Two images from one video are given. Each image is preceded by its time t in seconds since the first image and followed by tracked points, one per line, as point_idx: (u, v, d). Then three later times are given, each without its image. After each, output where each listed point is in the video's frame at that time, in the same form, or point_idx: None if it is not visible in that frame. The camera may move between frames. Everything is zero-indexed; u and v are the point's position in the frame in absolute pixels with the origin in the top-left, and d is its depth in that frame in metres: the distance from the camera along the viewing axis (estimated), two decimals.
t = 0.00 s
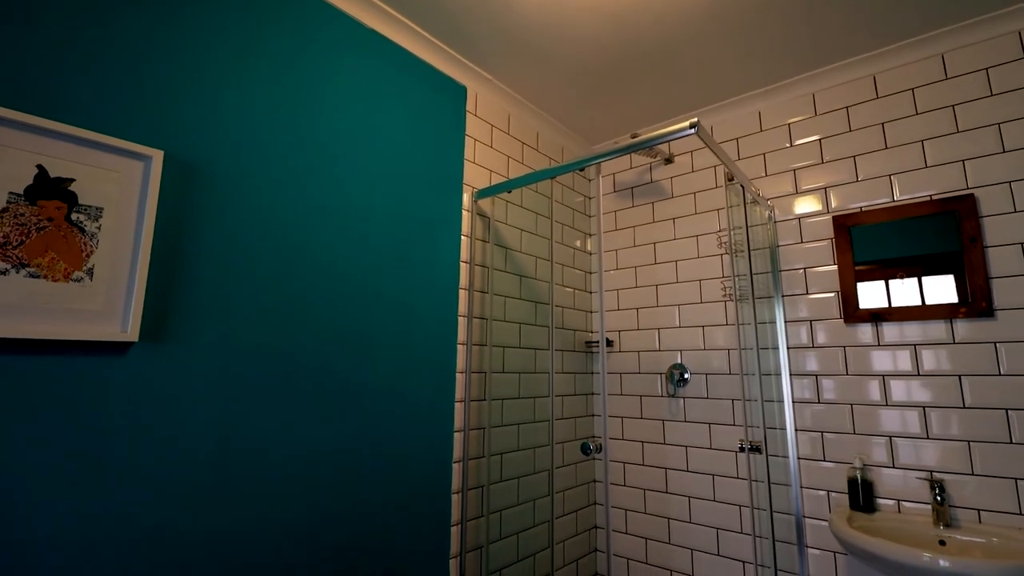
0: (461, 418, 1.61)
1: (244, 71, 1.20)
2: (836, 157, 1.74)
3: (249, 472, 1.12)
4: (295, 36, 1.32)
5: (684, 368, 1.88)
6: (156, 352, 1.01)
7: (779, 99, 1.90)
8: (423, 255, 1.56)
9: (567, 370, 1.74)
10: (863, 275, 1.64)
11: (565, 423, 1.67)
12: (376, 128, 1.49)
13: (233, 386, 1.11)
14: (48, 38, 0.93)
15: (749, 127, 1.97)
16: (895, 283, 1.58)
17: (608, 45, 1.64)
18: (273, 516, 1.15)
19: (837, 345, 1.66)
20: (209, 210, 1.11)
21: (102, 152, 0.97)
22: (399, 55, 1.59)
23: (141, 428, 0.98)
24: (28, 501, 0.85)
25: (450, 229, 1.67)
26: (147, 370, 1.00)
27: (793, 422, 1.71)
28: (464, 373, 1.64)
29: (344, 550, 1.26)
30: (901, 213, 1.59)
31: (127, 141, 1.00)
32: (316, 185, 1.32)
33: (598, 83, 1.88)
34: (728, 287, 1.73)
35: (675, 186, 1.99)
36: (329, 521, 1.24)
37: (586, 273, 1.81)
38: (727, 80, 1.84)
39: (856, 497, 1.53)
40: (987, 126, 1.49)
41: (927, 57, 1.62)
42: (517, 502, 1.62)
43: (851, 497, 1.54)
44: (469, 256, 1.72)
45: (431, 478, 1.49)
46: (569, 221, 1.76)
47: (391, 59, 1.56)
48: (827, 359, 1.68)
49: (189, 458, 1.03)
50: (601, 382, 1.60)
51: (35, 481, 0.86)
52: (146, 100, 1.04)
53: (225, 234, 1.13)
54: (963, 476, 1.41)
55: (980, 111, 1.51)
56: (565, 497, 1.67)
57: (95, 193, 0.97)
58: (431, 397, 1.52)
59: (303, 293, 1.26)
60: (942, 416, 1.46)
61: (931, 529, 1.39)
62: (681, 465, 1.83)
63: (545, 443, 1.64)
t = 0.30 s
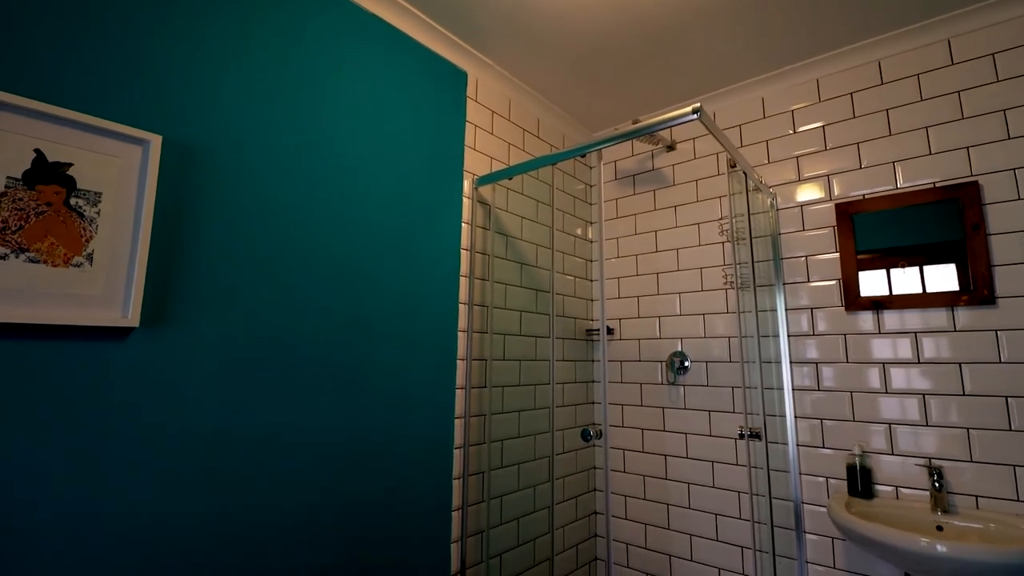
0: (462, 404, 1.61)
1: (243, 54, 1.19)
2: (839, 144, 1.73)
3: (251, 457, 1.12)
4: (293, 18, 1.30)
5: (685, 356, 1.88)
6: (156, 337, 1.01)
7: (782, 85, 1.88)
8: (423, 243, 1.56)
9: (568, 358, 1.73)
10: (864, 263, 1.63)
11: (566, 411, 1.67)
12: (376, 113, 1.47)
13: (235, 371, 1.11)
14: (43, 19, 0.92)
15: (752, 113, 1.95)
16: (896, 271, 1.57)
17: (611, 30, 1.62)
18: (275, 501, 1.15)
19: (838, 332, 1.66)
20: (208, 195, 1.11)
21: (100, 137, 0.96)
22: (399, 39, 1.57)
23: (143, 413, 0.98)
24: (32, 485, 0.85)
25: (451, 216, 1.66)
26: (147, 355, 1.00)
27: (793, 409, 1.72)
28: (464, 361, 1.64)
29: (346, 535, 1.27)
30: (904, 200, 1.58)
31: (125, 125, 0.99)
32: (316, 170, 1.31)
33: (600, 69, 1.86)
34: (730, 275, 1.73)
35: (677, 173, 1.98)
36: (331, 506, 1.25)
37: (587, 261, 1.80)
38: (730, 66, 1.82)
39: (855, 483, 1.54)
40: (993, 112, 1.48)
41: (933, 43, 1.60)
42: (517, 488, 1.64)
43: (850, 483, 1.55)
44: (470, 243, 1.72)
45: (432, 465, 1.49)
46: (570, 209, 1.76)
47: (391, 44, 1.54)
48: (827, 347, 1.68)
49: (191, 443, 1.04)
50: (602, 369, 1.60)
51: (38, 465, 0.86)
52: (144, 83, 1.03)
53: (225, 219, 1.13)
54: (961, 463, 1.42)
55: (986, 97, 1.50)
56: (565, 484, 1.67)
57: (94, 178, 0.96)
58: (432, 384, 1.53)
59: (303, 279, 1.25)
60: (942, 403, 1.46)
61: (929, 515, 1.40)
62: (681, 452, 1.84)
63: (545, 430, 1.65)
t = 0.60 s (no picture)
0: (462, 392, 1.62)
1: (240, 38, 1.17)
2: (841, 131, 1.72)
3: (252, 443, 1.13)
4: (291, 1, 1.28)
5: (684, 344, 1.88)
6: (155, 324, 1.01)
7: (785, 72, 1.86)
8: (423, 230, 1.55)
9: (569, 346, 1.72)
10: (865, 251, 1.63)
11: (566, 399, 1.66)
12: (375, 99, 1.46)
13: (235, 358, 1.12)
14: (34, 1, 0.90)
15: (754, 100, 1.93)
16: (896, 260, 1.57)
17: (612, 15, 1.60)
18: (276, 487, 1.16)
19: (837, 321, 1.66)
20: (206, 181, 1.10)
21: (96, 122, 0.95)
22: (397, 24, 1.55)
23: (143, 399, 0.98)
24: (33, 471, 0.86)
25: (451, 204, 1.65)
26: (147, 341, 1.00)
27: (792, 397, 1.73)
28: (464, 348, 1.65)
29: (347, 520, 1.28)
30: (906, 188, 1.57)
31: (120, 110, 0.98)
32: (315, 156, 1.30)
33: (601, 56, 1.84)
34: (730, 263, 1.73)
35: (678, 161, 1.96)
36: (331, 492, 1.26)
37: (587, 249, 1.79)
38: (733, 52, 1.80)
39: (852, 470, 1.55)
40: (997, 99, 1.46)
41: (938, 28, 1.58)
42: (517, 475, 1.64)
43: (847, 470, 1.56)
44: (470, 231, 1.72)
45: (432, 452, 1.50)
46: (570, 197, 1.74)
47: (390, 28, 1.52)
48: (827, 335, 1.68)
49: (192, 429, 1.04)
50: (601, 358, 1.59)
51: (40, 451, 0.86)
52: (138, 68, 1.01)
53: (224, 205, 1.12)
54: (959, 450, 1.43)
55: (991, 83, 1.48)
56: (565, 471, 1.68)
57: (91, 163, 0.95)
58: (432, 372, 1.53)
59: (303, 266, 1.25)
60: (940, 391, 1.47)
61: (925, 502, 1.41)
62: (680, 439, 1.85)
63: (545, 418, 1.65)
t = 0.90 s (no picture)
0: (462, 380, 1.62)
1: (237, 22, 1.16)
2: (844, 119, 1.70)
3: (252, 430, 1.13)
4: None
5: (684, 333, 1.88)
6: (154, 311, 1.01)
7: (788, 58, 1.84)
8: (422, 218, 1.54)
9: (568, 335, 1.71)
10: (867, 239, 1.62)
11: (565, 388, 1.66)
12: (374, 86, 1.44)
13: (235, 344, 1.12)
14: None
15: (757, 88, 1.91)
16: (897, 248, 1.56)
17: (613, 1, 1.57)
18: (277, 473, 1.17)
19: (837, 310, 1.66)
20: (204, 168, 1.09)
21: (92, 107, 0.94)
22: (396, 9, 1.52)
23: (143, 386, 0.98)
24: (34, 458, 0.86)
25: (451, 192, 1.64)
26: (146, 328, 0.99)
27: (791, 385, 1.73)
28: (464, 337, 1.65)
29: (347, 507, 1.29)
30: (908, 176, 1.56)
31: (116, 95, 0.97)
32: (313, 142, 1.29)
33: (602, 42, 1.81)
34: (731, 252, 1.72)
35: (679, 149, 1.95)
36: (332, 479, 1.27)
37: (587, 238, 1.76)
38: (735, 38, 1.78)
39: (850, 458, 1.55)
40: (1001, 86, 1.45)
41: (943, 14, 1.56)
42: (517, 462, 1.65)
43: (845, 458, 1.57)
44: (470, 220, 1.71)
45: (432, 440, 1.51)
46: (570, 184, 1.72)
47: (388, 13, 1.50)
48: (827, 323, 1.68)
49: (192, 416, 1.04)
50: (602, 347, 1.60)
51: (41, 438, 0.87)
52: (133, 52, 1.00)
53: (222, 192, 1.12)
54: (957, 438, 1.43)
55: (996, 70, 1.46)
56: (564, 459, 1.68)
57: (86, 149, 0.94)
58: (432, 360, 1.53)
59: (303, 253, 1.25)
60: (939, 379, 1.47)
61: (923, 490, 1.41)
62: (679, 428, 1.86)
63: (545, 406, 1.65)
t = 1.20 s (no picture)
0: (462, 366, 1.62)
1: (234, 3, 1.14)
2: (849, 105, 1.68)
3: (252, 416, 1.13)
4: None
5: (684, 321, 1.89)
6: (154, 297, 1.00)
7: (793, 44, 1.82)
8: (423, 206, 1.53)
9: (568, 323, 1.71)
10: (869, 227, 1.61)
11: (566, 374, 1.66)
12: (374, 71, 1.43)
13: (236, 331, 1.12)
14: None
15: (760, 73, 1.89)
16: (900, 237, 1.56)
17: None
18: (279, 458, 1.17)
19: (838, 298, 1.66)
20: (202, 153, 1.08)
21: (88, 91, 0.93)
22: None
23: (145, 372, 0.98)
24: (36, 443, 0.86)
25: (451, 179, 1.63)
26: (147, 314, 0.99)
27: (791, 373, 1.73)
28: (465, 324, 1.64)
29: (348, 493, 1.30)
30: (911, 163, 1.55)
31: (112, 79, 0.95)
32: (313, 128, 1.28)
33: (604, 27, 1.79)
34: (732, 240, 1.72)
35: (682, 136, 1.93)
36: (333, 465, 1.27)
37: (589, 226, 1.75)
38: (739, 23, 1.76)
39: (850, 445, 1.56)
40: (1008, 72, 1.43)
41: None
42: (518, 449, 1.66)
43: (844, 445, 1.57)
44: (470, 206, 1.70)
45: (433, 427, 1.51)
46: (571, 172, 1.73)
47: None
48: (827, 312, 1.67)
49: (193, 402, 1.04)
50: (601, 336, 1.58)
51: (42, 424, 0.87)
52: (128, 35, 0.98)
53: (219, 178, 1.10)
54: (956, 426, 1.43)
55: (1003, 55, 1.44)
56: (565, 446, 1.67)
57: (84, 134, 0.93)
58: (433, 348, 1.53)
59: (301, 240, 1.24)
60: (940, 367, 1.47)
61: (921, 476, 1.42)
62: (679, 415, 1.87)
63: (545, 394, 1.65)
